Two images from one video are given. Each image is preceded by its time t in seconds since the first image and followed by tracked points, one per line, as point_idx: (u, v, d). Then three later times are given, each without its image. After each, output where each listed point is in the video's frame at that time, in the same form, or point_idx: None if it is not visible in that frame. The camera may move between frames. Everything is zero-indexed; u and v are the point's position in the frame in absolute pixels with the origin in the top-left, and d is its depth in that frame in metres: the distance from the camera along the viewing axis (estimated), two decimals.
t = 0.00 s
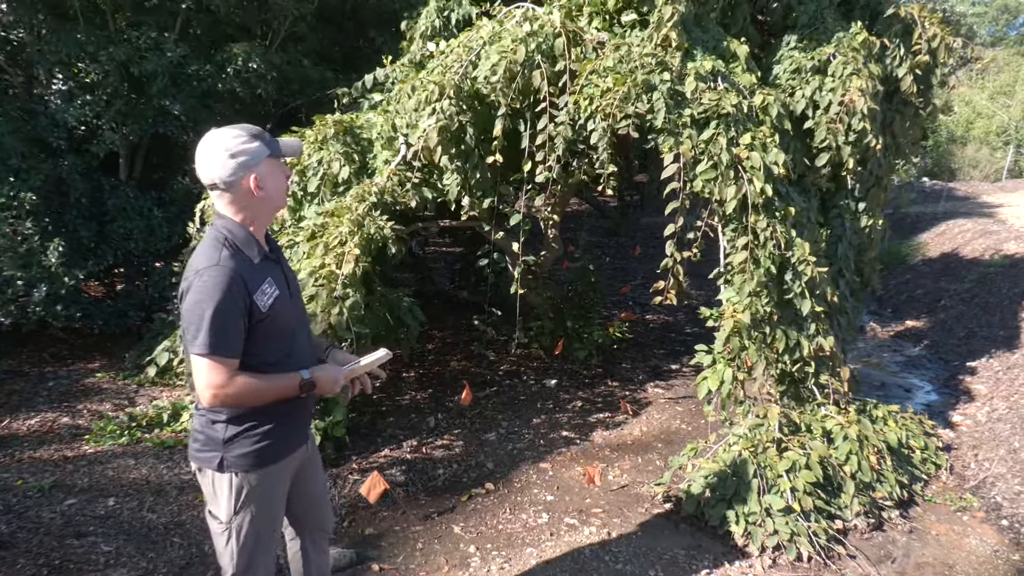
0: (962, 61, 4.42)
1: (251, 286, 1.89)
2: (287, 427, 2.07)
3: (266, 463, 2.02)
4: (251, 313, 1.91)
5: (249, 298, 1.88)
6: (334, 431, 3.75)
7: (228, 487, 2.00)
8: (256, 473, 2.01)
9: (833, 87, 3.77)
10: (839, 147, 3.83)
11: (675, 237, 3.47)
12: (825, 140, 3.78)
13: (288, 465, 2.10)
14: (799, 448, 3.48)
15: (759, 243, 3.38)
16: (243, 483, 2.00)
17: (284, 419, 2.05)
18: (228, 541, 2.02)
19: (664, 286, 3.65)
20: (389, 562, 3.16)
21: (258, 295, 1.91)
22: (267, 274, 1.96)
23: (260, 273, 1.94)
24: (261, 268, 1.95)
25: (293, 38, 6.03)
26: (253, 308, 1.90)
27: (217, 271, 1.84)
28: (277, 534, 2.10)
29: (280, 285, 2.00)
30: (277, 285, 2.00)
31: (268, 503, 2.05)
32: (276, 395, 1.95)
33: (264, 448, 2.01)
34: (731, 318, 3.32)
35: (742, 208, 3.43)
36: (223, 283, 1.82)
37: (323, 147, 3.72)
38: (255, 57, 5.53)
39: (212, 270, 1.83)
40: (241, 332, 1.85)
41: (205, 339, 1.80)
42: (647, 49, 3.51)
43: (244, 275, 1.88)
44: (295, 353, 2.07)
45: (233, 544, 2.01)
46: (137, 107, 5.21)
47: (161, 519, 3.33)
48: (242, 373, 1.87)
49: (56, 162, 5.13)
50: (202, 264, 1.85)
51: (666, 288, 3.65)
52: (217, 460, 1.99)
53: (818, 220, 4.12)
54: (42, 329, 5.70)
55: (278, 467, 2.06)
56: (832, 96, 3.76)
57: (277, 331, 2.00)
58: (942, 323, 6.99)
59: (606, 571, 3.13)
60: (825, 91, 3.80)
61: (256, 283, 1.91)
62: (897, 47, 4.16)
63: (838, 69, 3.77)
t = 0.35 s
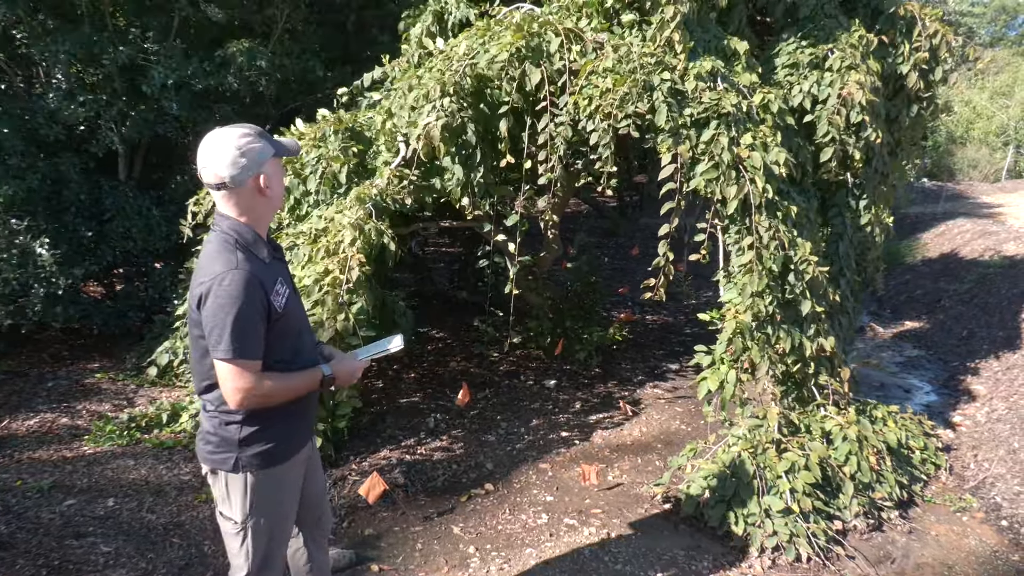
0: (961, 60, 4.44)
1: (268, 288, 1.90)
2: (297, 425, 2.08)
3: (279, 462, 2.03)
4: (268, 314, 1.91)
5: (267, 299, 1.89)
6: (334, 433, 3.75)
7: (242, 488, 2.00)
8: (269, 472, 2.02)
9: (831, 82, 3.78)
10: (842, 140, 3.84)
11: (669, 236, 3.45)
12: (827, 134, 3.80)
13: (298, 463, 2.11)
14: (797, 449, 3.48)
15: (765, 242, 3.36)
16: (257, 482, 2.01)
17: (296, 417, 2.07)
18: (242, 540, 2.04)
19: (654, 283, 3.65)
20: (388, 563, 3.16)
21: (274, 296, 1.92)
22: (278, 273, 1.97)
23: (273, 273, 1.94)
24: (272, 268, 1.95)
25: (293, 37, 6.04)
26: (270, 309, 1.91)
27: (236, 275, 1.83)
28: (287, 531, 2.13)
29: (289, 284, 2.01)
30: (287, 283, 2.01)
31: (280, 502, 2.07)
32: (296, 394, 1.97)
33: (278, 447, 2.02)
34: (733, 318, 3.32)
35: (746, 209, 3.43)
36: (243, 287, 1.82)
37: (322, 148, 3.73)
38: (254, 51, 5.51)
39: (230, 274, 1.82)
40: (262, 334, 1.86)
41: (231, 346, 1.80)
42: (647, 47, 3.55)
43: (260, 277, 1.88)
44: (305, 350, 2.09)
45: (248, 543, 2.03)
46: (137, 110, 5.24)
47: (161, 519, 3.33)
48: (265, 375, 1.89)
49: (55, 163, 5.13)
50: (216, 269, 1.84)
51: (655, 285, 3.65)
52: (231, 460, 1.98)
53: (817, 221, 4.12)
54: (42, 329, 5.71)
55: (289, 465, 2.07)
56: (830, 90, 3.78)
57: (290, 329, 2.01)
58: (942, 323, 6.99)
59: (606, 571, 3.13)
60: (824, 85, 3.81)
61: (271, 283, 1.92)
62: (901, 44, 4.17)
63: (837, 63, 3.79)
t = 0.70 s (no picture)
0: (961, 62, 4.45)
1: (268, 290, 1.90)
2: (298, 427, 2.07)
3: (280, 464, 2.03)
4: (268, 317, 1.91)
5: (267, 302, 1.89)
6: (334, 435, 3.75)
7: (243, 489, 2.00)
8: (270, 474, 2.02)
9: (833, 86, 3.79)
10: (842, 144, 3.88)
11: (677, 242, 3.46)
12: (828, 137, 3.82)
13: (299, 465, 2.11)
14: (797, 451, 3.47)
15: (762, 246, 3.38)
16: (258, 484, 2.01)
17: (297, 419, 2.06)
18: (243, 541, 2.04)
19: (669, 290, 3.63)
20: (388, 565, 3.16)
21: (274, 299, 1.92)
22: (278, 276, 1.96)
23: (273, 275, 1.94)
24: (273, 271, 1.95)
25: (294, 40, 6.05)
26: (270, 312, 1.91)
27: (236, 277, 1.83)
28: (288, 532, 2.12)
29: (289, 287, 2.01)
30: (287, 285, 2.00)
31: (280, 504, 2.07)
32: (296, 397, 1.97)
33: (278, 449, 2.02)
34: (734, 321, 3.31)
35: (744, 214, 3.42)
36: (243, 290, 1.82)
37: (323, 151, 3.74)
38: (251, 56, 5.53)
39: (230, 277, 1.82)
40: (262, 336, 1.86)
41: (230, 348, 1.80)
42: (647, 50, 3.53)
43: (261, 279, 1.88)
44: (305, 352, 2.09)
45: (249, 544, 2.03)
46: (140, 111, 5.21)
47: (160, 522, 3.32)
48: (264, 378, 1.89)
49: (55, 166, 5.16)
50: (216, 271, 1.84)
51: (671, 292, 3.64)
52: (232, 462, 1.98)
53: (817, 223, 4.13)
54: (42, 331, 5.70)
55: (290, 467, 2.07)
56: (832, 94, 3.79)
57: (290, 332, 2.00)
58: (942, 325, 6.99)
59: (606, 573, 3.13)
60: (825, 89, 3.82)
61: (271, 286, 1.91)
62: (898, 49, 4.16)
63: (839, 67, 3.79)
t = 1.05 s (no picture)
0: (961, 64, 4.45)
1: (268, 291, 1.90)
2: (298, 429, 2.07)
3: (279, 466, 2.03)
4: (268, 318, 1.91)
5: (266, 303, 1.89)
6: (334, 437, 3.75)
7: (242, 492, 2.00)
8: (269, 476, 2.02)
9: (836, 87, 3.79)
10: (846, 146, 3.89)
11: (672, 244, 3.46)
12: (832, 138, 3.83)
13: (298, 467, 2.10)
14: (797, 453, 3.47)
15: (760, 250, 3.38)
16: (257, 487, 2.01)
17: (297, 422, 2.06)
18: (242, 544, 2.04)
19: (665, 294, 3.61)
20: (388, 567, 3.16)
21: (274, 300, 1.92)
22: (279, 276, 1.96)
23: (273, 276, 1.94)
24: (274, 271, 1.95)
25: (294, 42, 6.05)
26: (269, 313, 1.91)
27: (235, 277, 1.83)
28: (287, 535, 2.12)
29: (291, 288, 2.01)
30: (288, 286, 2.00)
31: (280, 506, 2.07)
32: (294, 399, 1.96)
33: (277, 451, 2.01)
34: (732, 323, 3.31)
35: (741, 217, 3.41)
36: (241, 290, 1.82)
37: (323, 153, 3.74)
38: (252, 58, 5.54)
39: (230, 277, 1.83)
40: (260, 337, 1.86)
41: (227, 348, 1.80)
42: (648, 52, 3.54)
43: (261, 280, 1.88)
44: (305, 354, 2.08)
45: (247, 547, 2.03)
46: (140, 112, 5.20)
47: (160, 523, 3.32)
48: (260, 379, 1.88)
49: (57, 168, 5.18)
50: (215, 271, 1.84)
51: (668, 297, 3.61)
52: (231, 464, 1.98)
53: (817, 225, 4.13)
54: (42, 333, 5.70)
55: (290, 470, 2.07)
56: (834, 96, 3.79)
57: (289, 334, 2.00)
58: (942, 327, 6.99)
59: None
60: (827, 91, 3.83)
61: (271, 287, 1.91)
62: (901, 49, 4.17)
63: (841, 70, 3.80)
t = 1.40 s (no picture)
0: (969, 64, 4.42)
1: (277, 289, 1.90)
2: (305, 429, 2.08)
3: (286, 467, 2.03)
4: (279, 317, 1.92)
5: (276, 301, 1.89)
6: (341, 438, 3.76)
7: (248, 492, 2.01)
8: (276, 477, 2.03)
9: (840, 93, 3.78)
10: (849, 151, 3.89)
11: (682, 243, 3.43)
12: (834, 144, 3.84)
13: (305, 467, 2.11)
14: (804, 455, 3.46)
15: (769, 248, 3.35)
16: (263, 487, 2.02)
17: (304, 422, 2.06)
18: (249, 544, 2.04)
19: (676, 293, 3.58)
20: (394, 567, 3.17)
21: (284, 298, 1.92)
22: (287, 275, 1.97)
23: (281, 275, 1.95)
24: (281, 271, 1.96)
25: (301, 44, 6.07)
26: (280, 312, 1.91)
27: (244, 277, 1.84)
28: (295, 535, 2.12)
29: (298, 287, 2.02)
30: (296, 286, 2.01)
31: (286, 507, 2.07)
32: (329, 386, 1.90)
33: (283, 452, 2.02)
34: (737, 324, 3.32)
35: (752, 215, 3.41)
36: (253, 288, 1.83)
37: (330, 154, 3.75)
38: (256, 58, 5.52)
39: (239, 277, 1.84)
40: (276, 334, 1.86)
41: (246, 345, 1.80)
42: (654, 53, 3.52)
43: (270, 278, 1.89)
44: (313, 354, 2.09)
45: (254, 547, 2.04)
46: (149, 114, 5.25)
47: (168, 523, 3.34)
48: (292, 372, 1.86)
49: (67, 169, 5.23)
50: (224, 273, 1.85)
51: (676, 296, 3.58)
52: (238, 465, 2.00)
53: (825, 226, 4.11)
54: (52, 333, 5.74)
55: (296, 470, 2.07)
56: (838, 101, 3.77)
57: (298, 334, 2.01)
58: (951, 328, 6.95)
59: None
60: (831, 96, 3.81)
61: (280, 285, 1.92)
62: (909, 49, 4.14)
63: (845, 74, 3.80)
